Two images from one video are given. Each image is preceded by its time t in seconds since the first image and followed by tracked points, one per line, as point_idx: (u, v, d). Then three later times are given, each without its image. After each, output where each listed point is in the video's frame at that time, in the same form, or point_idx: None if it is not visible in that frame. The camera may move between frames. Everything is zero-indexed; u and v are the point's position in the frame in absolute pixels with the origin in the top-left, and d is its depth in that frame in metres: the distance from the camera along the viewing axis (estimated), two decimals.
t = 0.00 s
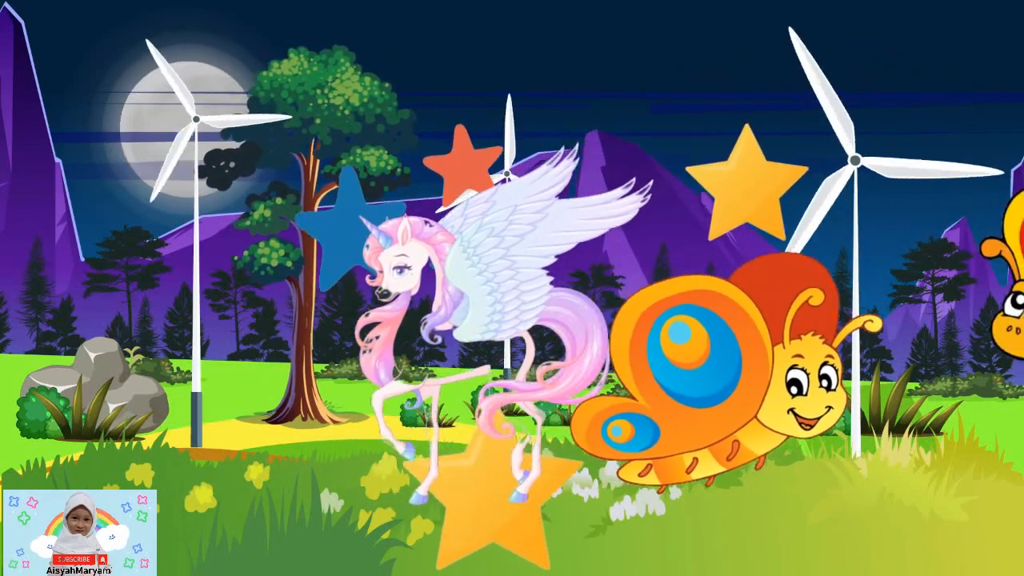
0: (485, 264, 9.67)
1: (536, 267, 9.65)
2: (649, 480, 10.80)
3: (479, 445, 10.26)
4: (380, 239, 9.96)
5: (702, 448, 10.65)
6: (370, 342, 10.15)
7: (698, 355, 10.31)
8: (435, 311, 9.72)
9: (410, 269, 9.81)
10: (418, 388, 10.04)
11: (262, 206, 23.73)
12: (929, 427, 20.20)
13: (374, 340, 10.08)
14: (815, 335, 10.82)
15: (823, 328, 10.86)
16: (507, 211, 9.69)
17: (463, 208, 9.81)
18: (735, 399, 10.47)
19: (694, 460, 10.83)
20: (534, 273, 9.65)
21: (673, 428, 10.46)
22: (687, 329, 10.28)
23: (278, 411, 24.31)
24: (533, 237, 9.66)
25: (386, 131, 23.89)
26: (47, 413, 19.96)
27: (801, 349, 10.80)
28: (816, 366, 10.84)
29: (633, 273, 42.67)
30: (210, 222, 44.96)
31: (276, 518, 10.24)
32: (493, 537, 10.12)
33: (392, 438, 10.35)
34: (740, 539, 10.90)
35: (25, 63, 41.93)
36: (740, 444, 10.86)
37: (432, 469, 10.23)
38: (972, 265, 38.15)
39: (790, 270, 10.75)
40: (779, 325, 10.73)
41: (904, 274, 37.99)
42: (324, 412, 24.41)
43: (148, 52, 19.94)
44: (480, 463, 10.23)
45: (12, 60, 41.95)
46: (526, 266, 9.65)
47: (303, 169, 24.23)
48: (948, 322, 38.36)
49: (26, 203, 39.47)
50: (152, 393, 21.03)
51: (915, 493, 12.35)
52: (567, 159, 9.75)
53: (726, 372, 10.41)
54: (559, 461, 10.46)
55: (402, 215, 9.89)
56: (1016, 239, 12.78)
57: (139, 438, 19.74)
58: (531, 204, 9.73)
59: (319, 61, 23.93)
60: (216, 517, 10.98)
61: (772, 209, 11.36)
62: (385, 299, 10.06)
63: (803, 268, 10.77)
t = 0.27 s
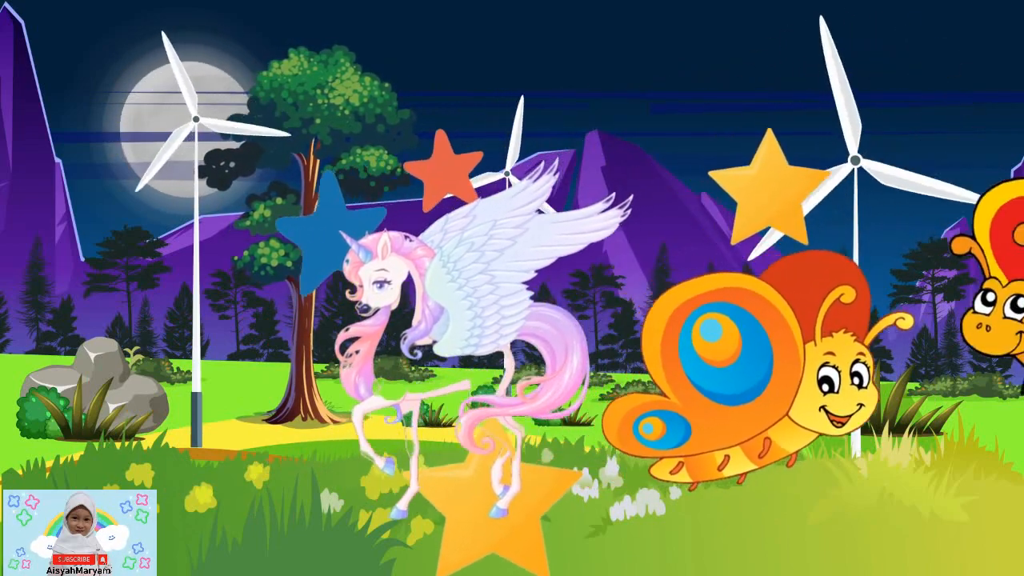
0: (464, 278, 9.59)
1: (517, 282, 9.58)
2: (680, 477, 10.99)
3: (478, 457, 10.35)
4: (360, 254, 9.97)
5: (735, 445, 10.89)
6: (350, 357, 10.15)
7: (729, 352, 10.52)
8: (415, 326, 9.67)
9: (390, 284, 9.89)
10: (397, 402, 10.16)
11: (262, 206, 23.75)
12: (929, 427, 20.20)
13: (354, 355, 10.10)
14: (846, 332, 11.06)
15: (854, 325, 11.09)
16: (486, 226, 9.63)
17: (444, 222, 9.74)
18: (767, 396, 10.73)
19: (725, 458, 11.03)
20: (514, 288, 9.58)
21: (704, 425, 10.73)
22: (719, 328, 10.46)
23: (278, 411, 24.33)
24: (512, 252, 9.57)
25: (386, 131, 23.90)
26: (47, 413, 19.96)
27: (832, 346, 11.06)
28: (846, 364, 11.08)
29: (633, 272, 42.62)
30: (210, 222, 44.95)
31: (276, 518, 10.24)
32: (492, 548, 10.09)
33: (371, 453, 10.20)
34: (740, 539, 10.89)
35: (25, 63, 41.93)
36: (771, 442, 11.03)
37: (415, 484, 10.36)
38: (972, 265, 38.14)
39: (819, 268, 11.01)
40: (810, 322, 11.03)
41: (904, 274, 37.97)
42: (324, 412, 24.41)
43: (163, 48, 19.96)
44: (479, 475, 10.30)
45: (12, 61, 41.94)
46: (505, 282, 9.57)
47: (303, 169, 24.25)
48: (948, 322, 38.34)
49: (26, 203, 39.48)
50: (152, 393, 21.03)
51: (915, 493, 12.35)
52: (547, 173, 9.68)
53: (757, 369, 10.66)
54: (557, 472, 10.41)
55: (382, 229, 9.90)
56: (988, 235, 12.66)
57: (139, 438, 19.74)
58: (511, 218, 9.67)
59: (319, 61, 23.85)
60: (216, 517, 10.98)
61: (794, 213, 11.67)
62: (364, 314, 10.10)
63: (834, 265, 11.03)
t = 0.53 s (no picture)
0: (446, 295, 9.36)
1: (497, 296, 9.34)
2: (712, 474, 11.35)
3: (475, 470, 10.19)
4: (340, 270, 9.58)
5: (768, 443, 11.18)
6: (329, 372, 9.87)
7: (761, 351, 10.85)
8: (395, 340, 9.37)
9: (371, 299, 9.48)
10: (377, 418, 10.01)
11: (262, 206, 23.76)
12: (929, 427, 20.19)
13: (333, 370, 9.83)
14: (878, 330, 11.23)
15: (887, 322, 11.27)
16: (466, 240, 9.38)
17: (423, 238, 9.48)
18: (799, 393, 11.00)
19: (757, 455, 11.33)
20: (494, 303, 9.34)
21: (736, 421, 11.06)
22: (750, 325, 10.81)
23: (278, 411, 24.33)
24: (492, 268, 9.34)
25: (386, 131, 23.90)
26: (47, 413, 19.97)
27: (864, 343, 11.25)
28: (879, 361, 11.26)
29: (632, 272, 42.58)
30: (210, 222, 44.95)
31: (276, 518, 10.24)
32: (492, 558, 9.93)
33: (350, 468, 10.09)
34: (740, 539, 10.90)
35: (25, 63, 41.90)
36: (803, 439, 11.28)
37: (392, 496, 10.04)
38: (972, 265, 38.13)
39: (851, 266, 11.21)
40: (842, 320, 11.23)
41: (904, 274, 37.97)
42: (324, 412, 24.41)
43: (178, 46, 19.86)
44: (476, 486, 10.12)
45: (12, 61, 41.91)
46: (485, 296, 9.33)
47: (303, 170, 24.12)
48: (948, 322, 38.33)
49: (27, 203, 39.46)
50: (152, 393, 21.02)
51: (915, 493, 12.35)
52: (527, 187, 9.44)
53: (790, 366, 10.95)
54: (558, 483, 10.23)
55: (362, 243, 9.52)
56: (957, 233, 12.17)
57: (139, 438, 19.75)
58: (491, 232, 9.43)
59: (318, 61, 23.80)
60: (216, 516, 10.98)
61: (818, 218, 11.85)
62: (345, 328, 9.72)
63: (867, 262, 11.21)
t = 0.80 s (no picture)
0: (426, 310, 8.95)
1: (477, 311, 8.92)
2: (743, 472, 11.52)
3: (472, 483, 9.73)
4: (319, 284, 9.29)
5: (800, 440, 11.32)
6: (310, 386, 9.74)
7: (792, 348, 10.98)
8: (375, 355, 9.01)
9: (350, 314, 9.17)
10: (357, 431, 9.86)
11: (261, 206, 23.75)
12: (929, 426, 20.19)
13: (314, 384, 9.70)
14: (909, 327, 11.34)
15: (917, 321, 11.40)
16: (446, 255, 8.97)
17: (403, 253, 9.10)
18: (831, 391, 11.10)
19: (789, 452, 11.45)
20: (474, 317, 8.92)
21: (768, 419, 11.18)
22: (782, 323, 10.93)
23: (278, 411, 24.33)
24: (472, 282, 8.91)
25: (385, 130, 23.95)
26: (47, 413, 19.97)
27: (895, 341, 11.35)
28: (909, 359, 11.39)
29: (632, 273, 42.57)
30: (210, 221, 44.93)
31: (276, 518, 10.25)
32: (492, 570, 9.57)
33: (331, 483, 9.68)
34: (740, 539, 10.90)
35: (25, 63, 41.85)
36: (834, 436, 11.40)
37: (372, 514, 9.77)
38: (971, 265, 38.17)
39: (885, 264, 11.20)
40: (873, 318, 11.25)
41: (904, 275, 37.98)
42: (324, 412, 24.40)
43: (193, 48, 19.90)
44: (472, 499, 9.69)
45: (12, 61, 41.88)
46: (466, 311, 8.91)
47: (303, 169, 24.22)
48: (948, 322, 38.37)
49: (26, 203, 39.44)
50: (152, 393, 21.01)
51: (915, 493, 12.36)
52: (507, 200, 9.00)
53: (821, 364, 11.05)
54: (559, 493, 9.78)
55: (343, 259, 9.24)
56: (928, 229, 11.92)
57: (139, 438, 19.74)
58: (471, 246, 9.00)
59: (317, 61, 23.72)
60: (216, 516, 11.00)
61: (841, 223, 11.79)
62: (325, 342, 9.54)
63: (899, 262, 11.23)
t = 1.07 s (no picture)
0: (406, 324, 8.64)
1: (457, 325, 8.62)
2: (776, 469, 11.05)
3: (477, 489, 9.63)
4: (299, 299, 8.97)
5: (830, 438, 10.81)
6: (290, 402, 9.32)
7: (823, 345, 10.49)
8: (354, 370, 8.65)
9: (330, 329, 8.84)
10: (337, 446, 9.43)
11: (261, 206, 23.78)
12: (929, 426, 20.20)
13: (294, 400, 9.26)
14: (942, 325, 10.59)
15: (951, 317, 10.61)
16: (426, 269, 8.67)
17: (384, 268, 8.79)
18: (860, 389, 10.58)
19: (820, 450, 11.01)
20: (454, 332, 8.61)
21: (799, 416, 10.71)
22: (812, 320, 10.45)
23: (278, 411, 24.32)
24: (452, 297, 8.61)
25: (384, 129, 23.99)
26: (47, 413, 19.97)
27: (926, 339, 10.62)
28: (942, 357, 10.63)
29: (632, 273, 42.53)
30: (210, 222, 44.94)
31: (276, 518, 10.26)
32: None
33: (310, 497, 9.26)
34: (740, 540, 10.90)
35: (25, 63, 41.87)
36: (866, 434, 10.93)
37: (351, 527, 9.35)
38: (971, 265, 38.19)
39: (919, 258, 10.58)
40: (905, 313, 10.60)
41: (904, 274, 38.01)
42: (324, 412, 24.39)
43: (207, 51, 19.97)
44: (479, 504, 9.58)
45: (12, 61, 41.90)
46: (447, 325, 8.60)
47: (302, 169, 24.21)
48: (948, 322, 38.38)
49: (27, 203, 39.45)
50: (152, 393, 21.00)
51: (915, 493, 12.37)
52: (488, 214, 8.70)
53: (852, 361, 10.54)
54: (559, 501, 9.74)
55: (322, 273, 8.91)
56: (899, 226, 11.21)
57: (139, 438, 19.74)
58: (451, 260, 8.69)
59: (315, 61, 23.72)
60: (217, 517, 10.97)
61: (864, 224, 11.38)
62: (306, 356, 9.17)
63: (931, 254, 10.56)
